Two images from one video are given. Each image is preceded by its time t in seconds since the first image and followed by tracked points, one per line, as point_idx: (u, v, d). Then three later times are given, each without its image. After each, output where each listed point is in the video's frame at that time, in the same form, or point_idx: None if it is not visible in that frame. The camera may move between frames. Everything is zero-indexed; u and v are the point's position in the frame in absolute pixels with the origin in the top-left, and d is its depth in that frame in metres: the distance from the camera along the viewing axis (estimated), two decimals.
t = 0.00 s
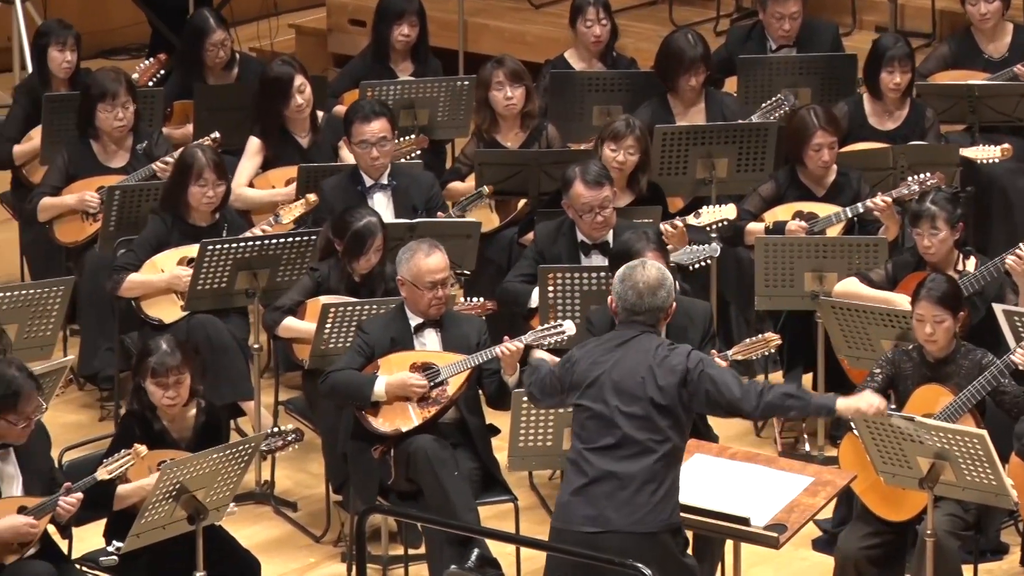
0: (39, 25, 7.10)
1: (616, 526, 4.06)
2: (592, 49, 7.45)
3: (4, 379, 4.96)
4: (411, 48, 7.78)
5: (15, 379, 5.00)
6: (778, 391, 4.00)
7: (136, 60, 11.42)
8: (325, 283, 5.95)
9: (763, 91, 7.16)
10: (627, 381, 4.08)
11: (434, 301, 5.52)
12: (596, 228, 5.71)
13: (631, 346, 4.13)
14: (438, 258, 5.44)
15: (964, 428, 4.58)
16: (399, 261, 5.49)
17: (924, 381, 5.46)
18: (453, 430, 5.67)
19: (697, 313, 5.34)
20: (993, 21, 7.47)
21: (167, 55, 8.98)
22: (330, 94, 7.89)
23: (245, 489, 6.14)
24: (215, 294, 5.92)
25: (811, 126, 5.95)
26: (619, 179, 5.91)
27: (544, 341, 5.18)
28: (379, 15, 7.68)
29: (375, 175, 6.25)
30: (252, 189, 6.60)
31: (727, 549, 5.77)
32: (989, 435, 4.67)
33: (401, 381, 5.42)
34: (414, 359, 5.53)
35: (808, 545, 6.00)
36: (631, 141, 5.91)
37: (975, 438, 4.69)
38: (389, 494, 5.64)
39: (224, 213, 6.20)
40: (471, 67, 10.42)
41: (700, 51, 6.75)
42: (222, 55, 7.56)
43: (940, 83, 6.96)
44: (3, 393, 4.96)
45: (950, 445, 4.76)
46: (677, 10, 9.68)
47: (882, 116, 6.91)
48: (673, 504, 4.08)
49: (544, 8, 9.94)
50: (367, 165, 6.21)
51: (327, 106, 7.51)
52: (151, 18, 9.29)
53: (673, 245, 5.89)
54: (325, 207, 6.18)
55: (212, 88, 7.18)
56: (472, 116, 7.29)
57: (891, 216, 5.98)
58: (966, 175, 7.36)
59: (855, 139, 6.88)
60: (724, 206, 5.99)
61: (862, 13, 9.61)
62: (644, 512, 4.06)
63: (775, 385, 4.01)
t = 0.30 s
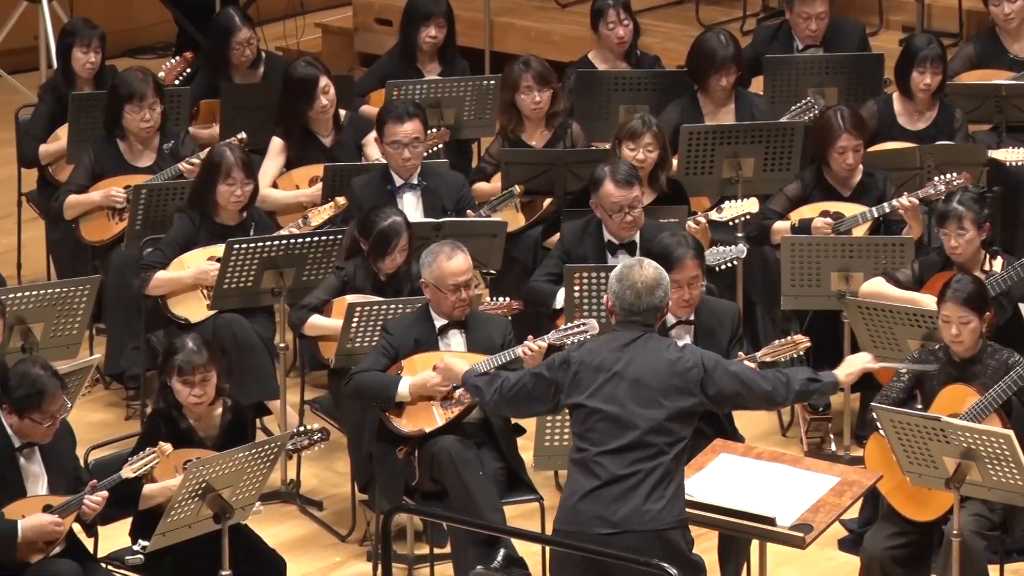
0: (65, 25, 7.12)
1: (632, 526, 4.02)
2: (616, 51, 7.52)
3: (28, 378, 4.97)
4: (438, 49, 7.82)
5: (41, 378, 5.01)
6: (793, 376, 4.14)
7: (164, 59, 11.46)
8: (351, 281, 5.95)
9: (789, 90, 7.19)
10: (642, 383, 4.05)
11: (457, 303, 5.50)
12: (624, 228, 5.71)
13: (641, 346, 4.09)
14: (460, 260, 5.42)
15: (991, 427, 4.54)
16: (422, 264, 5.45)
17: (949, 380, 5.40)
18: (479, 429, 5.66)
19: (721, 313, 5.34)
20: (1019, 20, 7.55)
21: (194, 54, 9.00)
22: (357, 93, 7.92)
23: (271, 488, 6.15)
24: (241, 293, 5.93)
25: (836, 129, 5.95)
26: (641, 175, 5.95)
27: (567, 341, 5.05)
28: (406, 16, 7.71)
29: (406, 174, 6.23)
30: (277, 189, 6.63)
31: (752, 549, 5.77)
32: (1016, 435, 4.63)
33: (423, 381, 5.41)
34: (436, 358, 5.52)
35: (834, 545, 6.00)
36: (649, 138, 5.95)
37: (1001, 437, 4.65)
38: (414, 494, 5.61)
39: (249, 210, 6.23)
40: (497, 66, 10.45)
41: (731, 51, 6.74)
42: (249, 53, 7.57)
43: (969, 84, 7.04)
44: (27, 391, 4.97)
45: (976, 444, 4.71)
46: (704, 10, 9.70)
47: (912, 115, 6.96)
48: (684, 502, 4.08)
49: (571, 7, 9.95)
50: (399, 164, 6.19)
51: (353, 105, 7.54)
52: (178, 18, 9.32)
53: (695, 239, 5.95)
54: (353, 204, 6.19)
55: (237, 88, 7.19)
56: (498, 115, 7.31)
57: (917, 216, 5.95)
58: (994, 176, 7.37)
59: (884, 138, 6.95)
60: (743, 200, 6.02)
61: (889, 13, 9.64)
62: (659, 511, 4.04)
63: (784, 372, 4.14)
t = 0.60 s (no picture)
0: (95, 27, 7.13)
1: (633, 529, 4.09)
2: (637, 51, 7.54)
3: (53, 378, 4.93)
4: (466, 50, 7.87)
5: (66, 378, 4.96)
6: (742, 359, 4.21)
7: (192, 58, 11.46)
8: (377, 281, 5.98)
9: (815, 89, 7.27)
10: (640, 385, 4.09)
11: (480, 304, 5.48)
12: (652, 227, 5.70)
13: (637, 346, 4.13)
14: (482, 261, 5.40)
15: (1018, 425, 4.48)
16: (445, 265, 5.43)
17: (976, 381, 5.34)
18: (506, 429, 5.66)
19: (751, 315, 5.37)
20: None
21: (221, 53, 9.04)
22: (383, 92, 7.97)
23: (297, 488, 6.16)
24: (267, 292, 5.92)
25: (861, 134, 5.92)
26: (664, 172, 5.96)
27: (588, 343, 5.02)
28: (435, 17, 7.76)
29: (436, 176, 6.25)
30: (304, 188, 6.65)
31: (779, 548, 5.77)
32: None
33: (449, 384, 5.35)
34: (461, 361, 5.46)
35: (861, 545, 6.00)
36: (667, 137, 6.03)
37: None
38: (439, 494, 5.58)
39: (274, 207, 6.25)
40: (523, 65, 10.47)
41: (764, 52, 6.73)
42: (275, 52, 7.59)
43: (990, 83, 7.34)
44: (53, 391, 4.93)
45: (1003, 445, 4.65)
46: (731, 10, 9.72)
47: (940, 115, 7.04)
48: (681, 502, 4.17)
49: (598, 7, 9.98)
50: (433, 164, 6.21)
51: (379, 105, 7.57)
52: (205, 18, 9.35)
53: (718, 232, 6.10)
54: (383, 204, 6.21)
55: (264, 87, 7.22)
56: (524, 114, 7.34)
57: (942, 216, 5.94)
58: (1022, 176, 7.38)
59: (911, 138, 7.04)
60: (767, 191, 6.13)
61: (915, 13, 9.67)
62: (659, 512, 4.12)
63: (739, 361, 4.20)
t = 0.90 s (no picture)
0: (124, 28, 7.15)
1: (647, 526, 4.12)
2: (668, 49, 7.56)
3: (77, 374, 4.90)
4: (494, 49, 7.92)
5: (88, 374, 4.92)
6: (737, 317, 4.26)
7: (221, 57, 11.47)
8: (404, 281, 6.03)
9: (843, 90, 7.29)
10: (649, 383, 4.10)
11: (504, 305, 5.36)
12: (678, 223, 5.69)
13: (646, 344, 4.13)
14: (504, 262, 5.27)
15: None
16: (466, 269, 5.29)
17: (1004, 381, 5.27)
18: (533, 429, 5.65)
19: (785, 319, 5.43)
20: None
21: (249, 52, 9.07)
22: (411, 92, 7.99)
23: (324, 487, 6.16)
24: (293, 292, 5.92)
25: (887, 132, 5.92)
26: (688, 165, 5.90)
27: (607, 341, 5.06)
28: (465, 18, 7.79)
29: (466, 173, 6.28)
30: (332, 186, 6.68)
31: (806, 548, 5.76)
32: None
33: (479, 386, 5.35)
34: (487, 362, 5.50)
35: (888, 546, 5.99)
36: (686, 132, 6.00)
37: None
38: (465, 494, 5.55)
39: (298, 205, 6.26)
40: (550, 65, 10.48)
41: (792, 51, 6.73)
42: (303, 49, 7.62)
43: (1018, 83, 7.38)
44: (76, 387, 4.90)
45: None
46: (758, 10, 9.74)
47: (965, 115, 7.04)
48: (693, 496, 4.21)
49: (625, 7, 10.00)
50: (462, 161, 6.23)
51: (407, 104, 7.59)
52: (233, 18, 9.37)
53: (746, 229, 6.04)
54: (411, 201, 6.23)
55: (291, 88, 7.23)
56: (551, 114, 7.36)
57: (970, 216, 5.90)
58: None
59: (938, 138, 7.03)
60: (788, 183, 6.11)
61: (943, 14, 9.69)
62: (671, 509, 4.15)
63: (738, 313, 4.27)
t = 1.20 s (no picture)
0: (150, 28, 7.19)
1: (652, 536, 4.19)
2: (701, 54, 7.61)
3: (98, 369, 4.90)
4: (522, 53, 7.94)
5: (110, 369, 4.94)
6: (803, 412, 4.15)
7: (247, 56, 11.49)
8: (429, 281, 6.01)
9: (870, 90, 7.32)
10: (663, 390, 4.18)
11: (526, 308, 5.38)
12: (702, 224, 5.70)
13: (663, 349, 4.22)
14: (525, 263, 5.31)
15: None
16: (487, 268, 5.36)
17: None
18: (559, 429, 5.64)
19: (814, 320, 5.45)
20: None
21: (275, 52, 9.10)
22: (437, 92, 8.03)
23: (349, 487, 6.17)
24: (318, 292, 5.91)
25: (910, 126, 5.94)
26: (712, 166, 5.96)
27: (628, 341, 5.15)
28: (494, 20, 7.81)
29: (490, 177, 6.29)
30: (359, 185, 6.72)
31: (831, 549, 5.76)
32: None
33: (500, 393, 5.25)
34: (510, 364, 5.38)
35: (913, 546, 5.99)
36: (711, 132, 6.02)
37: None
38: (490, 495, 5.48)
39: (319, 203, 6.26)
40: (575, 64, 10.49)
41: (816, 51, 6.74)
42: (327, 46, 7.62)
43: None
44: (98, 382, 4.90)
45: None
46: (785, 10, 9.76)
47: (987, 115, 7.04)
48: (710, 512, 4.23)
49: (651, 7, 10.02)
50: (485, 166, 6.25)
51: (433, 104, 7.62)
52: (260, 18, 9.39)
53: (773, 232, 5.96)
54: (435, 203, 6.24)
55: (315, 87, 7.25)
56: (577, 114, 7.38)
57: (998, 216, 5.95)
58: None
59: (963, 138, 7.03)
60: (812, 183, 6.12)
61: (970, 13, 9.70)
62: (681, 521, 4.20)
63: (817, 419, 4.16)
